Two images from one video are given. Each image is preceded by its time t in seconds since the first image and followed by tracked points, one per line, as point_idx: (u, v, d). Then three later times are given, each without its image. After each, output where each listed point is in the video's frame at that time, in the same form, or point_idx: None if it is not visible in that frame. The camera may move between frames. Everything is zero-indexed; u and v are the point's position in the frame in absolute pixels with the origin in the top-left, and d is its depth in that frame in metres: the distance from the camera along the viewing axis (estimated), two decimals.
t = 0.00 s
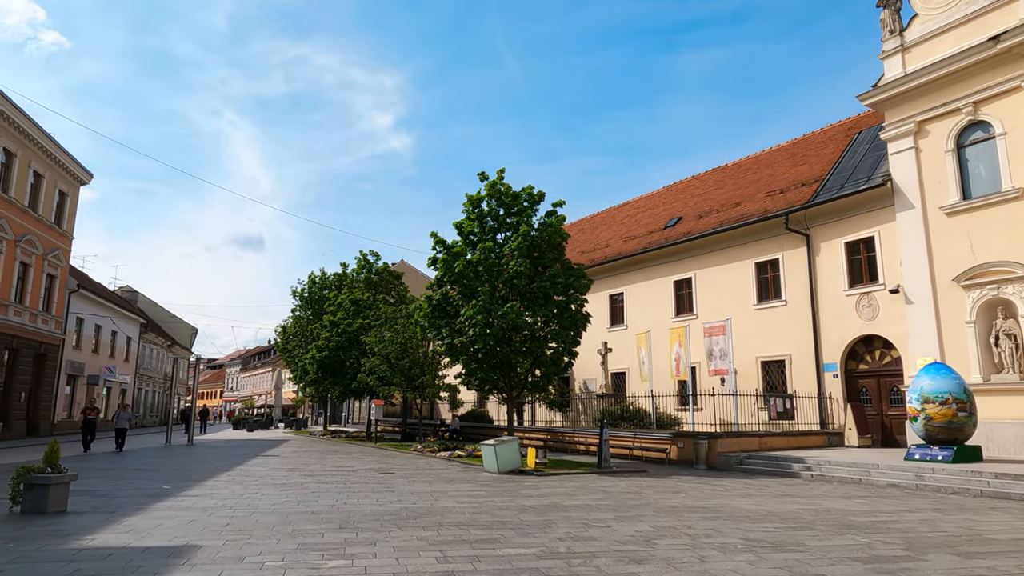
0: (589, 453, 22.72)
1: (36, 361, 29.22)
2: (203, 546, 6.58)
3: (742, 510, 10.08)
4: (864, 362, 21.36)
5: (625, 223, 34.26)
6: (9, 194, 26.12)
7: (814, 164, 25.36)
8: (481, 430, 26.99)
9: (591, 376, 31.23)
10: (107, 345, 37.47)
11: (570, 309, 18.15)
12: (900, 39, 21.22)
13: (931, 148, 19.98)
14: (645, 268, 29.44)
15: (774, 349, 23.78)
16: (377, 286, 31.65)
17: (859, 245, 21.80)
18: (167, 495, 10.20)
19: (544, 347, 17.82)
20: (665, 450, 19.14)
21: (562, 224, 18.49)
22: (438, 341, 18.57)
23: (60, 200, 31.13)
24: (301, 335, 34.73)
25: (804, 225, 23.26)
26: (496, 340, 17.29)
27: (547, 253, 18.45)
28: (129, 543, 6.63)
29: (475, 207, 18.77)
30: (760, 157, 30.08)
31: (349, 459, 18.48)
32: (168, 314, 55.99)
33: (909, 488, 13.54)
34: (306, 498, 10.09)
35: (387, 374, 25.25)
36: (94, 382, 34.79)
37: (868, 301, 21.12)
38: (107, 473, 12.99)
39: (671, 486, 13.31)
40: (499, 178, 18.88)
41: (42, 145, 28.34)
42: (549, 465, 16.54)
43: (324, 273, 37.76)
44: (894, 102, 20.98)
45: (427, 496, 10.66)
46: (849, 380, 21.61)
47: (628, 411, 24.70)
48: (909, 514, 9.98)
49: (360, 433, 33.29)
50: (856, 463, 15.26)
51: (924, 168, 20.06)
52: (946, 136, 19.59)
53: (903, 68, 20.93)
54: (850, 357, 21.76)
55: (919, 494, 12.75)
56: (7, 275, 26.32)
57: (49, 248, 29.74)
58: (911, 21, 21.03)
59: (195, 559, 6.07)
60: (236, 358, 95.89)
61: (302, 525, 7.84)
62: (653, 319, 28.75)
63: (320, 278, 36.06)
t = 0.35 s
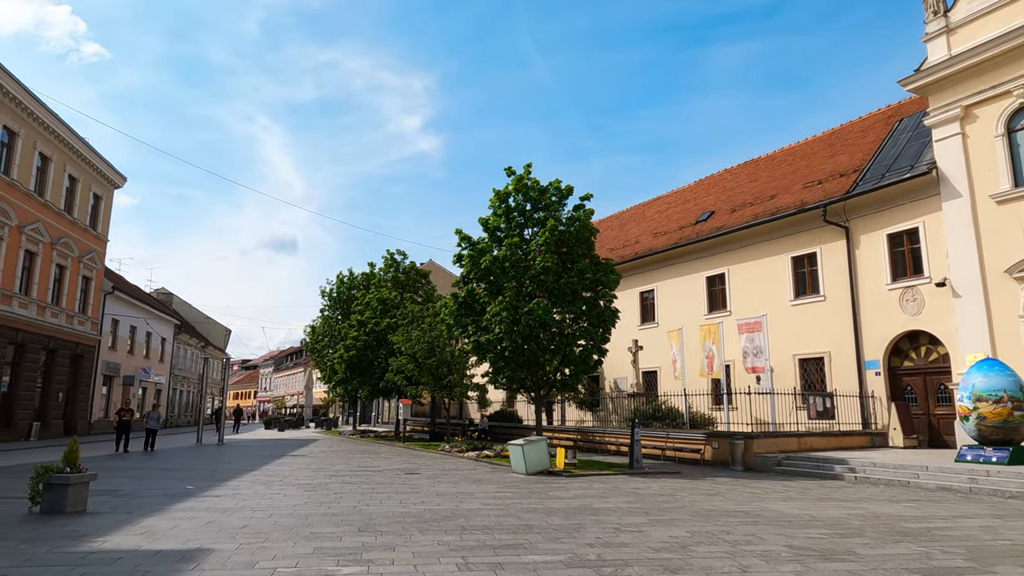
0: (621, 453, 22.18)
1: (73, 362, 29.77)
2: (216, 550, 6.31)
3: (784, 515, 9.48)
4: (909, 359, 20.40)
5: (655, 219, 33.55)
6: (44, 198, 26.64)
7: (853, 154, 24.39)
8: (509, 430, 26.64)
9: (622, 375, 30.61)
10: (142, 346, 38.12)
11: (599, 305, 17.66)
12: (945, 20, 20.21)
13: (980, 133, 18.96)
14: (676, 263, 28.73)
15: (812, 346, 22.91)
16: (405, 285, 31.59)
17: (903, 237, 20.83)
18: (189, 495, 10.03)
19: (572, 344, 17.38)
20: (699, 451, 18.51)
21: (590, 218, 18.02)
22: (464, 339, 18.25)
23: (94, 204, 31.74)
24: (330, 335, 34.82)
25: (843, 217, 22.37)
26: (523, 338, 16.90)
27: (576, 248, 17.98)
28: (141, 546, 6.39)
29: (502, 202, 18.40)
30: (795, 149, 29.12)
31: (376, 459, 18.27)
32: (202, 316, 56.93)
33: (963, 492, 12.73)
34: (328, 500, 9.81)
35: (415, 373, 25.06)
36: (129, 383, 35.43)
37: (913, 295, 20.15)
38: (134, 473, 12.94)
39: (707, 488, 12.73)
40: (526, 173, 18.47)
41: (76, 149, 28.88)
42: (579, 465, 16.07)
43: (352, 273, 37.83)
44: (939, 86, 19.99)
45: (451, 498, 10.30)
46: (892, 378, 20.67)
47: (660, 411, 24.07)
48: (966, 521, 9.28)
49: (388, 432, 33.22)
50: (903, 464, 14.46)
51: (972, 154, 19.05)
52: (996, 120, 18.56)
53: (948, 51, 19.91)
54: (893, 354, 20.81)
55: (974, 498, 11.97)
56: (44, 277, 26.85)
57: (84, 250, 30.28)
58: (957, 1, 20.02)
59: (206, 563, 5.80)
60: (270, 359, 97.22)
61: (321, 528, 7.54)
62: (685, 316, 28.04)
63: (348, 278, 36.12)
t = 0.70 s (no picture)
0: (651, 455, 21.63)
1: (107, 362, 30.26)
2: (227, 557, 6.06)
3: (827, 523, 8.91)
4: (955, 357, 19.44)
5: (684, 215, 32.81)
6: (77, 201, 27.12)
7: (893, 144, 23.41)
8: (537, 430, 26.26)
9: (651, 374, 29.95)
10: (174, 346, 38.69)
11: (628, 302, 17.15)
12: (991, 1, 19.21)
13: None
14: (707, 260, 28.01)
15: (850, 344, 22.03)
16: (431, 284, 31.52)
17: (947, 230, 19.84)
18: (209, 497, 9.87)
19: (600, 343, 16.91)
20: (733, 453, 17.89)
21: (618, 213, 17.53)
22: (490, 338, 17.92)
23: (127, 206, 32.28)
24: (357, 334, 34.87)
25: (882, 210, 21.47)
26: (550, 336, 16.50)
27: (603, 243, 17.49)
28: (151, 552, 6.17)
29: (527, 197, 18.01)
30: (831, 140, 28.16)
31: (401, 460, 18.04)
32: (234, 317, 57.71)
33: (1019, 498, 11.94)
34: (349, 503, 9.54)
35: (441, 373, 24.84)
36: (162, 383, 35.97)
37: (958, 290, 19.16)
38: (158, 473, 12.88)
39: (742, 492, 12.16)
40: (552, 167, 18.05)
41: (108, 153, 29.37)
42: (607, 467, 15.60)
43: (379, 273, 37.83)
44: (985, 71, 19.01)
45: (475, 501, 9.94)
46: (937, 377, 19.73)
47: (691, 411, 23.42)
48: None
49: (416, 433, 33.10)
50: (952, 468, 13.68)
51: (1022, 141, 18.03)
52: None
53: (995, 33, 18.88)
54: (937, 352, 19.87)
55: None
56: (78, 279, 27.32)
57: (117, 253, 30.78)
58: None
59: (213, 571, 5.54)
60: (300, 359, 98.28)
61: (336, 534, 7.23)
62: (716, 313, 27.31)
63: (375, 277, 36.11)
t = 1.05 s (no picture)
0: (681, 456, 21.03)
1: (137, 362, 30.65)
2: (232, 564, 5.76)
3: (872, 532, 8.31)
4: (1002, 355, 18.48)
5: (713, 210, 32.02)
6: (107, 203, 27.48)
7: (933, 133, 22.41)
8: (563, 431, 25.81)
9: (680, 374, 29.21)
10: (203, 346, 39.13)
11: (655, 299, 16.58)
12: None
13: None
14: (737, 255, 27.22)
15: (889, 342, 21.11)
16: (455, 282, 31.44)
17: (992, 221, 18.83)
18: (225, 499, 9.65)
19: (627, 342, 16.38)
20: (766, 455, 17.23)
21: (645, 207, 17.00)
22: (513, 337, 17.54)
23: (155, 208, 32.68)
24: (382, 333, 34.83)
25: (923, 201, 20.54)
26: (575, 335, 16.04)
27: (630, 238, 16.96)
28: (155, 558, 5.90)
29: (551, 192, 17.58)
30: (866, 131, 27.16)
31: (425, 461, 17.77)
32: (262, 317, 58.34)
33: None
34: (366, 506, 9.23)
35: (465, 373, 24.56)
36: (191, 382, 36.40)
37: (1005, 285, 18.13)
38: (179, 474, 12.76)
39: (778, 497, 11.56)
40: (576, 160, 17.61)
41: (136, 155, 29.74)
42: (635, 469, 15.08)
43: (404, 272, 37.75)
44: None
45: (496, 505, 9.55)
46: (983, 375, 18.79)
47: (722, 411, 22.72)
48: None
49: (441, 433, 32.90)
50: (1003, 473, 12.88)
51: None
52: None
53: None
54: (983, 350, 18.94)
55: None
56: (108, 280, 27.69)
57: (146, 254, 31.18)
58: None
59: None
60: (328, 359, 99.13)
61: (349, 540, 6.90)
62: (747, 311, 26.53)
63: (399, 276, 36.04)
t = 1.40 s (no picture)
0: (714, 458, 20.40)
1: (169, 363, 31.03)
2: (240, 572, 5.46)
3: (927, 541, 7.68)
4: None
5: (745, 206, 31.17)
6: (137, 206, 27.87)
7: (979, 120, 21.35)
8: (592, 432, 25.30)
9: (712, 374, 28.42)
10: (233, 348, 39.54)
11: (686, 296, 16.02)
12: None
13: None
14: (771, 252, 26.40)
15: (934, 339, 20.14)
16: (481, 282, 31.24)
17: None
18: (245, 501, 9.43)
19: (657, 340, 15.84)
20: (804, 457, 16.55)
21: (675, 200, 16.45)
22: (540, 335, 17.11)
23: (185, 211, 33.09)
24: (408, 334, 34.76)
25: (968, 191, 19.55)
26: (603, 333, 15.56)
27: (660, 233, 16.42)
28: (162, 564, 5.63)
29: (577, 186, 17.12)
30: (906, 120, 26.10)
31: (450, 462, 17.47)
32: (292, 318, 58.97)
33: None
34: (387, 509, 8.90)
35: (491, 373, 24.23)
36: (222, 383, 36.78)
37: None
38: (202, 475, 12.63)
39: (821, 501, 10.94)
40: (604, 154, 17.13)
41: (166, 159, 30.13)
42: (667, 472, 14.56)
43: (430, 272, 37.65)
44: None
45: (522, 509, 9.14)
46: None
47: (756, 411, 21.97)
48: None
49: (468, 433, 32.64)
50: None
51: None
52: None
53: None
54: None
55: None
56: (138, 283, 28.06)
57: (176, 256, 31.58)
58: None
59: None
60: (357, 361, 99.80)
61: (366, 546, 6.57)
62: (782, 308, 25.69)
63: (425, 277, 35.95)
